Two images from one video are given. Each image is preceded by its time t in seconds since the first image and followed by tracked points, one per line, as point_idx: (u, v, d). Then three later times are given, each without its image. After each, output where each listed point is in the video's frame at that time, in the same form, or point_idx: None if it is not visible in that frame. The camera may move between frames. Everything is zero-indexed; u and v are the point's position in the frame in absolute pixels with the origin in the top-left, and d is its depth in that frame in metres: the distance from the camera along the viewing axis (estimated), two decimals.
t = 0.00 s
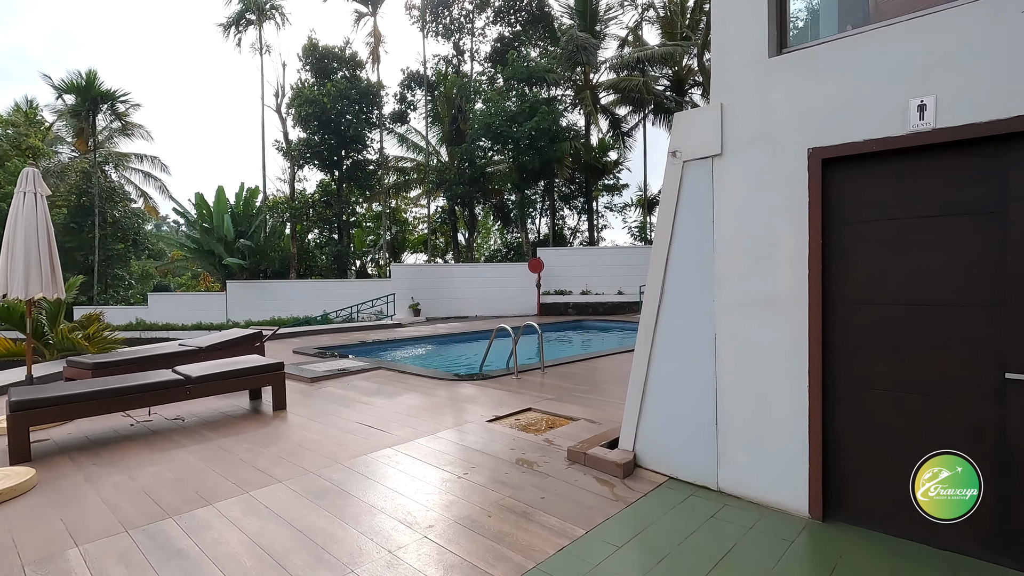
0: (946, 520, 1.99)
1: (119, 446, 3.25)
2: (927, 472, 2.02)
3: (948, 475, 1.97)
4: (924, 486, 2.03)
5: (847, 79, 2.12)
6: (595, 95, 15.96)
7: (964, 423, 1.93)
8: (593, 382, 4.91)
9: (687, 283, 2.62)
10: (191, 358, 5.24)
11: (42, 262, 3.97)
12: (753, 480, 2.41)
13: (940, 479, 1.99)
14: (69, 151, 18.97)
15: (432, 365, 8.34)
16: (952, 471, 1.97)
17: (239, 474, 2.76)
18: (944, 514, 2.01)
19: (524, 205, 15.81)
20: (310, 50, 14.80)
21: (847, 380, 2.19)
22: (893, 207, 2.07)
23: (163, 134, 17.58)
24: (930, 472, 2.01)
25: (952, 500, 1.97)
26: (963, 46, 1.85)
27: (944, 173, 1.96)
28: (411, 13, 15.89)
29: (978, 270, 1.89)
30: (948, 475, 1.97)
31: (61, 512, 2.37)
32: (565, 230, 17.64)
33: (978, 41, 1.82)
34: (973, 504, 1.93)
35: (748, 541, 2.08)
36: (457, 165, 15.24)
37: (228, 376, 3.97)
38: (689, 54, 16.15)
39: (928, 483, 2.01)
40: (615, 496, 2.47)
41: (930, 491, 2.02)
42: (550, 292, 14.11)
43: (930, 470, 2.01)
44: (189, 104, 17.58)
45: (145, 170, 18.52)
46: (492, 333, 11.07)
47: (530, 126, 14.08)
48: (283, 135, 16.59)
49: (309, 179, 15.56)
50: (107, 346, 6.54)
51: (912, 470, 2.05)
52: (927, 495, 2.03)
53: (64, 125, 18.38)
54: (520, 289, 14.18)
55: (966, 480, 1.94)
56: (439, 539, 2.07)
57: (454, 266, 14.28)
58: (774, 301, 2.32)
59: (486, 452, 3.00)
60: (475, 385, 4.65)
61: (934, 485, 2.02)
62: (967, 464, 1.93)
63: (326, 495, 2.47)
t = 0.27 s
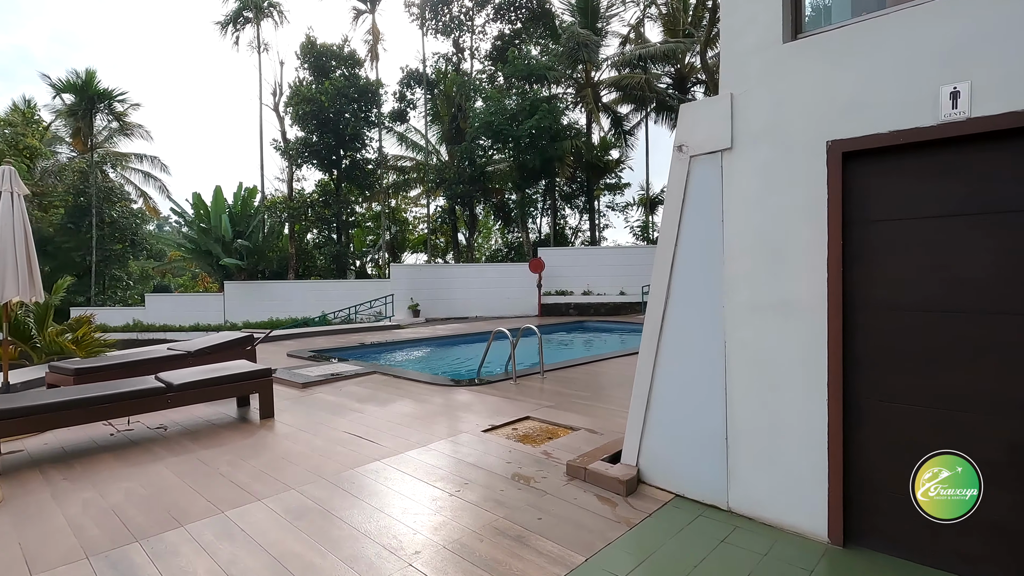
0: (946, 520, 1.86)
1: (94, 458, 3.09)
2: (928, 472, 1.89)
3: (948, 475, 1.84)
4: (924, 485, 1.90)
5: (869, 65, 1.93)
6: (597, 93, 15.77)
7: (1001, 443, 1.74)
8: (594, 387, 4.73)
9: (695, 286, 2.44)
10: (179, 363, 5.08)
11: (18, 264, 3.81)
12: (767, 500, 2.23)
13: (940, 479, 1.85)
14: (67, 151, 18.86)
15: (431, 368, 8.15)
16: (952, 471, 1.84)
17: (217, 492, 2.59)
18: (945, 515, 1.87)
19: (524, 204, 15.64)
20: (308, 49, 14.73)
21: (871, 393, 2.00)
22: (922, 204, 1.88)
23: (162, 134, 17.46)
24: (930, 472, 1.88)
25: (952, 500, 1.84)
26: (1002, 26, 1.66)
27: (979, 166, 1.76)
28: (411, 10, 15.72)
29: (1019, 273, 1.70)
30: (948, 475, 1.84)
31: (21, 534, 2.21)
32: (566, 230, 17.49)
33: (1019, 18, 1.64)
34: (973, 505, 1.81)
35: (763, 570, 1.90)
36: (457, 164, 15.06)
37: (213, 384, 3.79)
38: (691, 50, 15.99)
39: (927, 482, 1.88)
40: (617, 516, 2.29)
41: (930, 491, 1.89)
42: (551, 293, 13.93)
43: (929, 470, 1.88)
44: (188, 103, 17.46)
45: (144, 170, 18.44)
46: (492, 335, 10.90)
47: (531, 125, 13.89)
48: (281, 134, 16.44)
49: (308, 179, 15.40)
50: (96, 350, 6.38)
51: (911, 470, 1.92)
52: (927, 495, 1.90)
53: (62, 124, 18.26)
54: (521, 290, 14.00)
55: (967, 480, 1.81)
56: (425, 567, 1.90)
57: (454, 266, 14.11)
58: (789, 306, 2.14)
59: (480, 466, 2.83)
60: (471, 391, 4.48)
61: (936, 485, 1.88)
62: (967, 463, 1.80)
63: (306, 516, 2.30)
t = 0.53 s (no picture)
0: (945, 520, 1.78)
1: (73, 466, 2.92)
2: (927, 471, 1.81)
3: (948, 475, 1.76)
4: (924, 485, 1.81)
5: (905, 40, 1.76)
6: (598, 90, 15.59)
7: None
8: (598, 390, 4.57)
9: (711, 284, 2.28)
10: (169, 364, 4.91)
11: None
12: (791, 514, 2.07)
13: (940, 479, 1.77)
14: (64, 150, 18.69)
15: (430, 370, 7.98)
16: (952, 471, 1.76)
17: (200, 504, 2.43)
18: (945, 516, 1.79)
19: (525, 202, 15.49)
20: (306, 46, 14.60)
21: (906, 401, 1.83)
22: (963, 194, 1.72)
23: (159, 132, 17.31)
24: (931, 471, 1.80)
25: (952, 500, 1.76)
26: None
27: None
28: (410, 7, 15.56)
29: None
30: (948, 474, 1.76)
31: None
32: (567, 228, 17.36)
33: None
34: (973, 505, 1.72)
35: None
36: (457, 162, 14.90)
37: (200, 388, 3.62)
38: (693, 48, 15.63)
39: (927, 482, 1.79)
40: (629, 531, 2.13)
41: (930, 491, 1.80)
42: (552, 292, 13.77)
43: (929, 470, 1.80)
44: (186, 101, 17.31)
45: (143, 170, 18.38)
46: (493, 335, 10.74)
47: (531, 122, 13.71)
48: (278, 132, 16.27)
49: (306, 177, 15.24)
50: (86, 351, 6.22)
51: (910, 470, 1.83)
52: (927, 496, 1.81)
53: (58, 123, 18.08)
54: (522, 289, 13.83)
55: (967, 480, 1.73)
56: None
57: (454, 265, 13.95)
58: (814, 306, 1.98)
59: (481, 475, 2.66)
60: (471, 393, 4.32)
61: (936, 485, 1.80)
62: (967, 464, 1.73)
63: (294, 531, 2.13)
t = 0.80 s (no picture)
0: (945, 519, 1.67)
1: (56, 478, 2.76)
2: (927, 471, 1.70)
3: (948, 474, 1.65)
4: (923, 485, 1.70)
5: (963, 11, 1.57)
6: (601, 87, 15.41)
7: None
8: (607, 392, 4.40)
9: (739, 282, 2.11)
10: (163, 367, 4.74)
11: None
12: (828, 534, 1.90)
13: (941, 479, 1.66)
14: (61, 149, 18.53)
15: (432, 371, 7.81)
16: (951, 470, 1.66)
17: (187, 520, 2.26)
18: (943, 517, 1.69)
19: (527, 200, 15.33)
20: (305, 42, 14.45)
21: (960, 412, 1.65)
22: None
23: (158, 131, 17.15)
24: (930, 471, 1.69)
25: (953, 500, 1.66)
26: None
27: None
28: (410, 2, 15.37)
29: None
30: (949, 474, 1.65)
31: None
32: (569, 226, 17.20)
33: None
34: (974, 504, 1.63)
35: None
36: (458, 160, 14.73)
37: (192, 394, 3.44)
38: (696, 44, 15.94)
39: (927, 482, 1.68)
40: (651, 552, 1.96)
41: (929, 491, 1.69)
42: (555, 291, 13.60)
43: (929, 469, 1.69)
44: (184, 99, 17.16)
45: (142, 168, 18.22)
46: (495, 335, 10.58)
47: (533, 119, 13.54)
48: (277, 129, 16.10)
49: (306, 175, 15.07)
50: (79, 353, 6.07)
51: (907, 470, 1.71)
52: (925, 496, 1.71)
53: (55, 121, 17.92)
54: (524, 288, 13.66)
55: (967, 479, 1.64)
56: None
57: (455, 264, 13.79)
58: (856, 307, 1.80)
59: (488, 488, 2.50)
60: (476, 397, 4.15)
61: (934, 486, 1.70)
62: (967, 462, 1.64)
63: (288, 552, 1.96)
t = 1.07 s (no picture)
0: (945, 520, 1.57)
1: (35, 491, 2.60)
2: (927, 471, 1.60)
3: (947, 474, 1.56)
4: (924, 485, 1.61)
5: None
6: (603, 84, 15.24)
7: None
8: (615, 397, 4.24)
9: (768, 286, 1.95)
10: (155, 371, 4.58)
11: None
12: (868, 561, 1.72)
13: (941, 479, 1.57)
14: (58, 147, 18.35)
15: (432, 373, 7.63)
16: (952, 471, 1.56)
17: (172, 541, 2.09)
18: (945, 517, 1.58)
19: (529, 199, 15.18)
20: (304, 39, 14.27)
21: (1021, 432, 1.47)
22: None
23: (156, 129, 16.98)
24: (931, 471, 1.59)
25: (953, 500, 1.56)
26: None
27: None
28: None
29: None
30: (949, 474, 1.56)
31: None
32: (570, 225, 17.05)
33: None
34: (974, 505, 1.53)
35: None
36: (459, 158, 14.55)
37: (181, 401, 3.27)
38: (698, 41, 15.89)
39: (927, 481, 1.59)
40: None
41: (929, 491, 1.60)
42: (557, 291, 13.45)
43: (929, 469, 1.59)
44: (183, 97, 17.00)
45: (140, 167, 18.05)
46: (496, 336, 10.42)
47: (535, 116, 13.35)
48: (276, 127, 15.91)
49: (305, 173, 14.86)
50: (69, 357, 5.91)
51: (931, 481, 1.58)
52: (926, 495, 1.61)
53: (52, 119, 17.72)
54: (525, 288, 13.49)
55: (968, 480, 1.53)
56: None
57: (456, 263, 13.63)
58: (901, 311, 1.63)
59: (495, 504, 2.33)
60: (480, 403, 3.99)
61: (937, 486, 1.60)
62: (968, 463, 1.53)
63: None
